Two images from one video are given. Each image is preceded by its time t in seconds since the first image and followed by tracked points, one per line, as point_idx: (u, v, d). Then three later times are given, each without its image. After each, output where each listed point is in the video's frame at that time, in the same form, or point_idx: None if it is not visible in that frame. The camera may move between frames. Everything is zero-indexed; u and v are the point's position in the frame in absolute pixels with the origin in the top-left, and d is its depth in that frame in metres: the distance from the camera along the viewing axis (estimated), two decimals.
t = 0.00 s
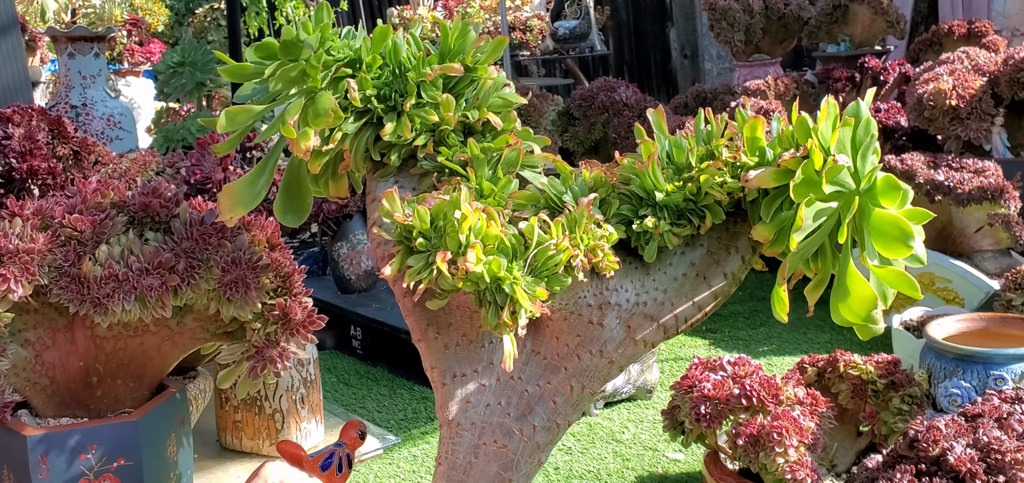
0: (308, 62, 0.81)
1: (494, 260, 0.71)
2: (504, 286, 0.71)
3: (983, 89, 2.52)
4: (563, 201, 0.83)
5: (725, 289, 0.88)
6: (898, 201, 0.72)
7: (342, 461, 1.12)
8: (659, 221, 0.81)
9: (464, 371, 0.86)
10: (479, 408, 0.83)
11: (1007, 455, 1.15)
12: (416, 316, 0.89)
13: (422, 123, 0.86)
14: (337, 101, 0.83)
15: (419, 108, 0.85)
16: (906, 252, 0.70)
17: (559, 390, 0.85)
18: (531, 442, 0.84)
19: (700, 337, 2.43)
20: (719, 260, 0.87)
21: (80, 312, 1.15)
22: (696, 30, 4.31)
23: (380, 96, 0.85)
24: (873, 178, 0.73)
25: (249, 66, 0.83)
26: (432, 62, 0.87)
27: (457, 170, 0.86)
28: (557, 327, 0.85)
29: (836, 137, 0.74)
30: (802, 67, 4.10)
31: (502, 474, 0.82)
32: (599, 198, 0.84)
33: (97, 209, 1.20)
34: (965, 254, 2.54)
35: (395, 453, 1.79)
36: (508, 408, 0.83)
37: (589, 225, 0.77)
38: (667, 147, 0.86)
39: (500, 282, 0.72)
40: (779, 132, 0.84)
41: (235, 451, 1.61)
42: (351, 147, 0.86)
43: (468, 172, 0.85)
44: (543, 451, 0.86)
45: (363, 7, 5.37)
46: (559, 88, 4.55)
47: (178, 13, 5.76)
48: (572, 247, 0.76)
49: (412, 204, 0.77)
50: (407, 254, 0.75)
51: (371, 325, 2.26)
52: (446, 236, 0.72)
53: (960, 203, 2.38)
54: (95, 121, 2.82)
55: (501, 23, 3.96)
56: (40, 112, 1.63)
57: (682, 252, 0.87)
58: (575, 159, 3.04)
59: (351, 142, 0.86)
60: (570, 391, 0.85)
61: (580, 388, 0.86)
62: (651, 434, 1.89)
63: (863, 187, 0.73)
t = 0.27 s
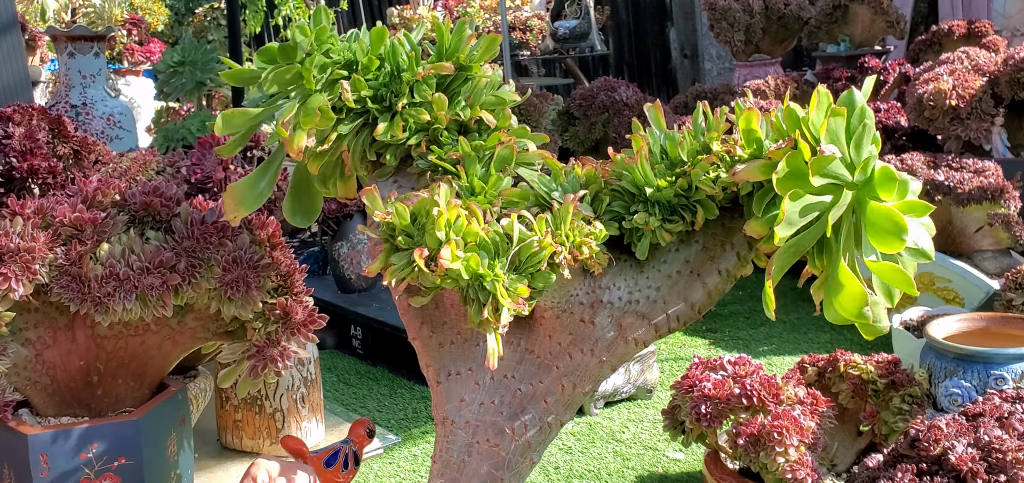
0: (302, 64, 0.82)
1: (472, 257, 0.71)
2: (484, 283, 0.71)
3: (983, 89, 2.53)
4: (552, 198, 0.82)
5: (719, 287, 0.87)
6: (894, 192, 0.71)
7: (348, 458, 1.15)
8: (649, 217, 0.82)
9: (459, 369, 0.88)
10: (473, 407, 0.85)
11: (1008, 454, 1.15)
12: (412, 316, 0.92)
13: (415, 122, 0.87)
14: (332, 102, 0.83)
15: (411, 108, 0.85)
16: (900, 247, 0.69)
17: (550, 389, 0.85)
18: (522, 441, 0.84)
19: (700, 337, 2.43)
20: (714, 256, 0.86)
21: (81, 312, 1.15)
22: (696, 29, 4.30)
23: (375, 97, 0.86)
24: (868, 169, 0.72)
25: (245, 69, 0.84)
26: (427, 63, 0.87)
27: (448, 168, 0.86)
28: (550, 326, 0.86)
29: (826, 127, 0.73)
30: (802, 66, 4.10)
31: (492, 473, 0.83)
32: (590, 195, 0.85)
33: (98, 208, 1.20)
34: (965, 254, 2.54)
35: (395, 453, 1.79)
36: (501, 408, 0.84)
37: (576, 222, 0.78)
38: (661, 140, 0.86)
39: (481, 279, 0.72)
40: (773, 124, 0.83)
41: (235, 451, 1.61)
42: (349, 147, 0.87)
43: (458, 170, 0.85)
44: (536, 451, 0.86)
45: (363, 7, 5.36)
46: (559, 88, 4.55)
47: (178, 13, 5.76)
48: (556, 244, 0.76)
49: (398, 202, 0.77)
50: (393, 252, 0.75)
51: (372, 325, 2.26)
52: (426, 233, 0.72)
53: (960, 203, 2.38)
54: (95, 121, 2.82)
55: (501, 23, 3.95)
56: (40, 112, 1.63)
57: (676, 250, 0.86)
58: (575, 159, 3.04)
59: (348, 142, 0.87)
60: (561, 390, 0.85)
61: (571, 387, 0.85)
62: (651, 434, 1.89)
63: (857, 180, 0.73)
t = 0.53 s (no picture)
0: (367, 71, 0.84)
1: (475, 253, 0.69)
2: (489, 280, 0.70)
3: (983, 90, 2.53)
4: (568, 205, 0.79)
5: (743, 311, 0.80)
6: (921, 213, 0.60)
7: (388, 450, 1.17)
8: (671, 231, 0.77)
9: (483, 372, 0.90)
10: (491, 411, 0.87)
11: (1010, 455, 1.15)
12: (446, 318, 0.94)
13: (465, 128, 0.87)
14: (388, 107, 0.84)
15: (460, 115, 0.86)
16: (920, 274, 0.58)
17: (564, 401, 0.86)
18: (531, 451, 0.85)
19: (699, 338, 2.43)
20: (741, 277, 0.80)
21: (81, 312, 1.15)
22: (695, 30, 4.31)
23: (433, 104, 0.86)
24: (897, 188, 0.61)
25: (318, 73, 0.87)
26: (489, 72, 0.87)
27: (486, 174, 0.85)
28: (572, 338, 0.85)
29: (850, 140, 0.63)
30: (801, 67, 4.10)
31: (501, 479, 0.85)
32: (619, 206, 0.81)
33: (98, 209, 1.19)
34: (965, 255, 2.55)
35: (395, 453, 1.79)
36: (516, 414, 0.86)
37: (593, 230, 0.75)
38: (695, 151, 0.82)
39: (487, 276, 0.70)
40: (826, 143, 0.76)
41: (234, 451, 1.61)
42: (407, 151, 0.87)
43: (495, 175, 0.84)
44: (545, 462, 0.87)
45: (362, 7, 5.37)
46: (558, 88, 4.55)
47: (177, 13, 5.76)
48: (565, 248, 0.73)
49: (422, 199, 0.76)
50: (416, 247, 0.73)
51: (372, 325, 2.26)
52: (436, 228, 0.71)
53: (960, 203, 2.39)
54: (94, 121, 2.81)
55: (501, 23, 3.95)
56: (40, 111, 1.62)
57: (705, 269, 0.81)
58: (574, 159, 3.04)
59: (406, 146, 0.87)
60: (573, 403, 0.86)
61: (581, 400, 0.85)
62: (650, 435, 1.89)
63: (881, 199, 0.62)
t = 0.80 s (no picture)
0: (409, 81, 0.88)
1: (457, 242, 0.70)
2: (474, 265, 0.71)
3: (983, 90, 2.53)
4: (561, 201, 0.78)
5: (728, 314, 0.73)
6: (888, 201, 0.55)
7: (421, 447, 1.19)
8: (655, 231, 0.72)
9: (491, 370, 0.90)
10: (494, 408, 0.88)
11: (1010, 453, 1.15)
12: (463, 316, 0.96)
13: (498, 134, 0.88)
14: (427, 111, 0.87)
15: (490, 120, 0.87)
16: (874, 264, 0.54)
17: (553, 399, 0.84)
18: (519, 448, 0.85)
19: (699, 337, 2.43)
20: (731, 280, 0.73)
21: (82, 310, 1.15)
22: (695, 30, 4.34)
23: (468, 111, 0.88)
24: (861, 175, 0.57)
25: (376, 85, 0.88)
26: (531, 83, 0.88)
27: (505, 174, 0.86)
28: (571, 336, 0.85)
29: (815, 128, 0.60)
30: (801, 67, 4.10)
31: (491, 474, 0.86)
32: (615, 206, 0.76)
33: (100, 207, 1.19)
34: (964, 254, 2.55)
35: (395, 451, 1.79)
36: (513, 411, 0.86)
37: (584, 224, 0.74)
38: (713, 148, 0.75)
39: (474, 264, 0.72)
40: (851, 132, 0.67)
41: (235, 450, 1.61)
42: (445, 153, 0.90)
43: (512, 174, 0.86)
44: (532, 461, 0.86)
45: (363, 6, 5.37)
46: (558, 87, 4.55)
47: (177, 12, 5.77)
48: (547, 238, 0.71)
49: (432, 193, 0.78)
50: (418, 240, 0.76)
51: (372, 325, 2.26)
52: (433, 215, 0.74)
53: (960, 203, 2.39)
54: (95, 120, 2.85)
55: (501, 22, 3.96)
56: (41, 110, 1.62)
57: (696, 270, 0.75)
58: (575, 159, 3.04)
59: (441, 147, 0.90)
60: (561, 401, 0.84)
61: (567, 399, 0.83)
62: (650, 434, 1.89)
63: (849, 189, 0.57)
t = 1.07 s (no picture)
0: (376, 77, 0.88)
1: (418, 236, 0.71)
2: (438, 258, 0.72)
3: (983, 89, 2.53)
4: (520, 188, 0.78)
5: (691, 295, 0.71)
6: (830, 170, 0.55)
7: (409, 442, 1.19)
8: (613, 214, 0.71)
9: (468, 362, 0.91)
10: (470, 400, 0.88)
11: (1009, 448, 1.16)
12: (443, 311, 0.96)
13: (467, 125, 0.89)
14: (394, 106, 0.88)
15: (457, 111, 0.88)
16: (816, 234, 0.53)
17: (523, 388, 0.84)
18: (492, 438, 0.85)
19: (699, 335, 2.43)
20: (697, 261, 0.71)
21: (82, 305, 1.16)
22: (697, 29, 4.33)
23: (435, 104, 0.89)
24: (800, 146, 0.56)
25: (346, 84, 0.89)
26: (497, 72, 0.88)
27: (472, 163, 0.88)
28: (543, 323, 0.83)
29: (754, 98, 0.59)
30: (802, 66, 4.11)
31: (469, 466, 0.86)
32: (575, 190, 0.75)
33: (100, 202, 1.20)
34: (964, 253, 2.55)
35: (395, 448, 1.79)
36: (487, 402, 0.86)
37: (543, 210, 0.74)
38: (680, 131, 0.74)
39: (438, 257, 0.72)
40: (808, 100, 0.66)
41: (235, 446, 1.61)
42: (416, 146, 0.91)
43: (477, 163, 0.87)
44: (506, 451, 0.86)
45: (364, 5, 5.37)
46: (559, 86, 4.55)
47: (177, 11, 5.77)
48: (504, 226, 0.72)
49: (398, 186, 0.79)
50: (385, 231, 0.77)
51: (372, 322, 2.26)
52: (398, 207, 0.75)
53: (960, 202, 2.40)
54: (95, 118, 2.80)
55: (502, 21, 3.96)
56: (41, 106, 1.62)
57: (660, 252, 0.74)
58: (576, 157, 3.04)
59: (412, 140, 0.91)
60: (531, 389, 0.83)
61: (537, 387, 0.83)
62: (650, 431, 1.89)
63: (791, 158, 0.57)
